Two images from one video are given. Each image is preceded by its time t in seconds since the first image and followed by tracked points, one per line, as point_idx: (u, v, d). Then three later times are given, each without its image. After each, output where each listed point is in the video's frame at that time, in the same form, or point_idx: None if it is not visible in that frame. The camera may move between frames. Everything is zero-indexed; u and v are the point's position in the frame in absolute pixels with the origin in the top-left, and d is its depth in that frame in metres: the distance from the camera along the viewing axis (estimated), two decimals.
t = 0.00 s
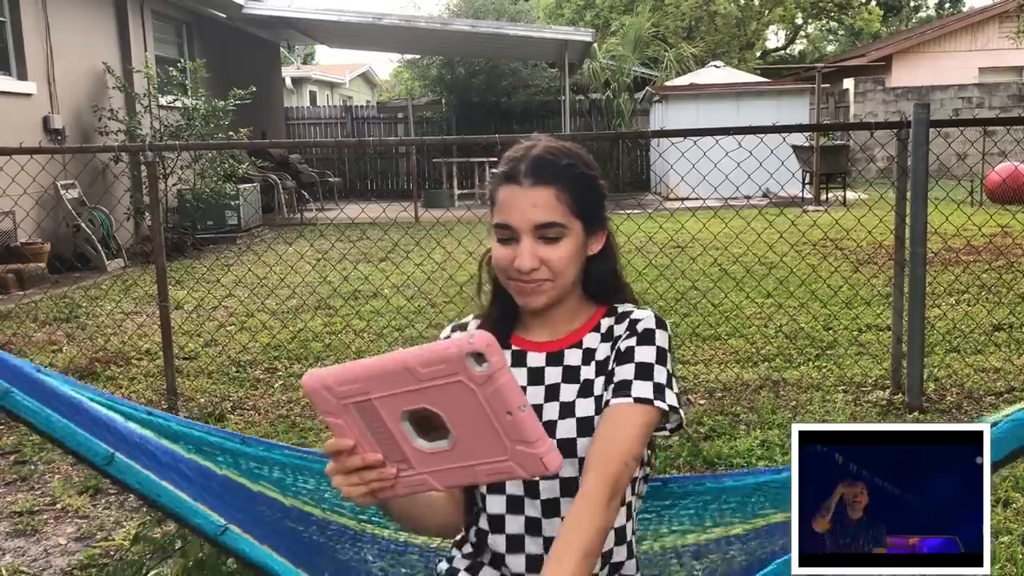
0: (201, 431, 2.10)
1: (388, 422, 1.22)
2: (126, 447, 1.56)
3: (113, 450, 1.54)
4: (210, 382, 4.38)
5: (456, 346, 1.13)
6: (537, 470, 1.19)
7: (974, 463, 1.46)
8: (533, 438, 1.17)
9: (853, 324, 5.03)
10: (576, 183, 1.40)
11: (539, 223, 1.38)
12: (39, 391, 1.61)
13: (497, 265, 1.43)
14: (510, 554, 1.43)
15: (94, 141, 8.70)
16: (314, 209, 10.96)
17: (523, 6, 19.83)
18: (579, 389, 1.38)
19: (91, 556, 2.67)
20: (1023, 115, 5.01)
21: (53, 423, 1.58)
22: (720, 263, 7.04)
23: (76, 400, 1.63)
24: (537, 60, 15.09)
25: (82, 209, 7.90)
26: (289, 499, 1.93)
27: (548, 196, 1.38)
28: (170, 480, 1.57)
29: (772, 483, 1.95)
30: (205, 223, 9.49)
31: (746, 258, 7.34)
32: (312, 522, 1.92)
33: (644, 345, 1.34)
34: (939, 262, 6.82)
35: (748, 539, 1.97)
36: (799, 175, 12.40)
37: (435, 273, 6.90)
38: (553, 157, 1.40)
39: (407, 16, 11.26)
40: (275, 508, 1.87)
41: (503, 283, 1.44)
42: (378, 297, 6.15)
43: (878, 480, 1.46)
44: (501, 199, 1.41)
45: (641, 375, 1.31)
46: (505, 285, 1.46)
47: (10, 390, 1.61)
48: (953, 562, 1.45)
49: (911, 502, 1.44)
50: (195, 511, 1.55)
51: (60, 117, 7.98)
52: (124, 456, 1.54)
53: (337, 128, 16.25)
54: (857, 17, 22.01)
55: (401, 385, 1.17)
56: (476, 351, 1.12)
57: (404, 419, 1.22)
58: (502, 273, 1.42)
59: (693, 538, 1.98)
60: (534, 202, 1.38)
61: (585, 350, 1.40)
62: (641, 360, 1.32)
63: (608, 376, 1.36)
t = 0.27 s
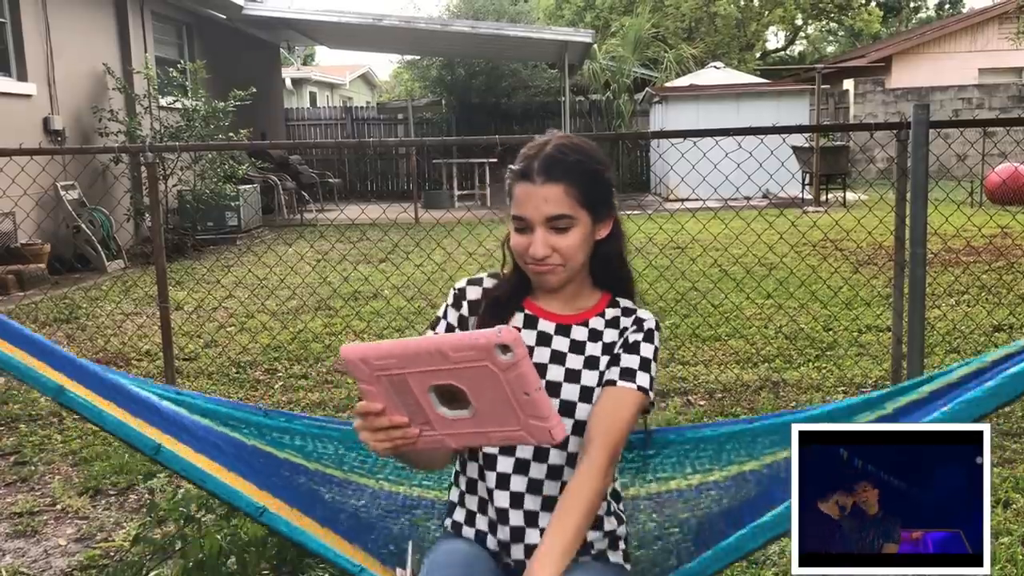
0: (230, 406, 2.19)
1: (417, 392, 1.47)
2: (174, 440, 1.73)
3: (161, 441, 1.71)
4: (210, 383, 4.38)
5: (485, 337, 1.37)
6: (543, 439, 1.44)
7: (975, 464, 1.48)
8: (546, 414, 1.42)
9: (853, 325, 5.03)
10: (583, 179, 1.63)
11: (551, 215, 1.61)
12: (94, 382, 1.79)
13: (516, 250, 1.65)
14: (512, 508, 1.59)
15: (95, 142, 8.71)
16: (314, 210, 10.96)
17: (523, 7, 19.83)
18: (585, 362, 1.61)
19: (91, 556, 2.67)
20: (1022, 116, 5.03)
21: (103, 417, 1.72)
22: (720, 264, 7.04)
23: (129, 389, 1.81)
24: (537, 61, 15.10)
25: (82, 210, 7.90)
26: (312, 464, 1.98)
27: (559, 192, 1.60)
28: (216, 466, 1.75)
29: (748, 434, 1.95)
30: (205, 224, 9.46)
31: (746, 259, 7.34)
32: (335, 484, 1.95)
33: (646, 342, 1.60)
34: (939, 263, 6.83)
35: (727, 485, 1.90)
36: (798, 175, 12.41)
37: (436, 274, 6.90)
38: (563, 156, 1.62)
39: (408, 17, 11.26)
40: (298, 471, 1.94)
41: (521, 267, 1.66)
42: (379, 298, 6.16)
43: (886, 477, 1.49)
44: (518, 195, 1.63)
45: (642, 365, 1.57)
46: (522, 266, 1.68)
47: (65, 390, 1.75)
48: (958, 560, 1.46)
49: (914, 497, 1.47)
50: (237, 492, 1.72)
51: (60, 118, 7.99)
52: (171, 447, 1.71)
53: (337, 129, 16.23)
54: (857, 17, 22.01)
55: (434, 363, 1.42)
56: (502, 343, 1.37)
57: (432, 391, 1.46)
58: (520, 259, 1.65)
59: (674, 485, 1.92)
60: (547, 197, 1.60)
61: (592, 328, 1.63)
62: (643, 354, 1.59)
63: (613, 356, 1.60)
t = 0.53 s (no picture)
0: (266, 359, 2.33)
1: (433, 380, 1.66)
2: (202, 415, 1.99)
3: (194, 417, 1.99)
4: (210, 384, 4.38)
5: (482, 324, 1.56)
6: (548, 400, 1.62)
7: (975, 464, 1.49)
8: (547, 380, 1.60)
9: (852, 326, 5.03)
10: (567, 169, 1.81)
11: (539, 204, 1.79)
12: (131, 359, 2.05)
13: (504, 234, 1.83)
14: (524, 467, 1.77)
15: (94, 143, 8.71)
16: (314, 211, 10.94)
17: (522, 8, 19.83)
18: (567, 322, 1.80)
19: (90, 558, 2.67)
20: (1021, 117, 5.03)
21: (143, 397, 1.99)
22: (720, 265, 7.05)
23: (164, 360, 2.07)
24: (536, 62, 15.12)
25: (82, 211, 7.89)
26: (337, 424, 2.19)
27: (547, 181, 1.79)
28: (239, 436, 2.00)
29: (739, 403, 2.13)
30: (204, 225, 9.42)
31: (746, 260, 7.34)
32: (357, 438, 2.17)
33: (616, 285, 1.76)
34: (939, 264, 6.83)
35: (716, 447, 2.04)
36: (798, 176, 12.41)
37: (435, 275, 6.90)
38: (550, 150, 1.80)
39: (407, 18, 11.26)
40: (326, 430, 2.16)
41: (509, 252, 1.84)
42: (378, 299, 6.16)
43: (888, 471, 1.54)
44: (507, 184, 1.81)
45: (615, 308, 1.73)
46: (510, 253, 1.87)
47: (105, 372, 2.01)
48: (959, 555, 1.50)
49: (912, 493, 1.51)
50: (265, 462, 1.98)
51: (60, 119, 7.99)
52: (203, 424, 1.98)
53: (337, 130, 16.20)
54: (857, 18, 22.02)
55: (444, 354, 1.60)
56: (498, 328, 1.55)
57: (446, 376, 1.65)
58: (507, 243, 1.83)
59: (669, 447, 2.06)
60: (536, 187, 1.79)
61: (569, 292, 1.82)
62: (614, 296, 1.75)
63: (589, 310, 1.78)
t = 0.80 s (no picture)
0: (263, 359, 2.35)
1: (428, 357, 1.65)
2: (209, 411, 1.91)
3: (198, 414, 1.90)
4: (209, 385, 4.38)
5: (485, 304, 1.55)
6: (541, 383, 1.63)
7: (975, 463, 1.50)
8: (541, 361, 1.61)
9: (851, 327, 5.03)
10: (565, 161, 1.82)
11: (537, 193, 1.81)
12: (132, 351, 1.92)
13: (501, 223, 1.84)
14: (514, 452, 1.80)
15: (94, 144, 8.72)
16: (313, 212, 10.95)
17: (522, 9, 19.85)
18: (561, 316, 1.82)
19: (89, 559, 2.66)
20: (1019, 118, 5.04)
21: (146, 395, 1.89)
22: (719, 266, 7.05)
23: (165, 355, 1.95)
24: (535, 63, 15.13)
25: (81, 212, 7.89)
26: (339, 419, 2.18)
27: (545, 171, 1.80)
28: (246, 433, 1.92)
29: (733, 386, 2.12)
30: (205, 226, 9.39)
31: (745, 261, 7.35)
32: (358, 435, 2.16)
33: (618, 295, 1.80)
34: (938, 265, 6.84)
35: (708, 433, 2.06)
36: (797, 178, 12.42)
37: (435, 276, 6.91)
38: (548, 141, 1.81)
39: (407, 19, 11.28)
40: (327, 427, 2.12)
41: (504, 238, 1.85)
42: (377, 300, 6.16)
43: (890, 460, 1.53)
44: (506, 174, 1.82)
45: (617, 317, 1.77)
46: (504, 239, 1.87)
47: (111, 370, 1.90)
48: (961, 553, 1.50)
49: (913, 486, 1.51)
50: (270, 461, 1.91)
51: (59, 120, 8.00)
52: (208, 421, 1.90)
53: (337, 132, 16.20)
54: (855, 20, 22.06)
55: (443, 331, 1.59)
56: (501, 307, 1.55)
57: (441, 353, 1.65)
58: (504, 231, 1.83)
59: (662, 434, 2.10)
60: (535, 176, 1.80)
61: (564, 288, 1.84)
62: (617, 306, 1.78)
63: (588, 310, 1.81)
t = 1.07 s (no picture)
0: (247, 387, 2.35)
1: (427, 387, 1.61)
2: (187, 433, 1.87)
3: (175, 435, 1.85)
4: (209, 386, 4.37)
5: (497, 340, 1.51)
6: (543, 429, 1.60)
7: (975, 463, 1.50)
8: (548, 408, 1.57)
9: (851, 328, 5.03)
10: (555, 173, 1.81)
11: (528, 205, 1.79)
12: (115, 375, 1.92)
13: (490, 236, 1.82)
14: (502, 482, 1.77)
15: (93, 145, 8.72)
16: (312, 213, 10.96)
17: (521, 11, 19.86)
18: (555, 341, 1.79)
19: (88, 560, 2.66)
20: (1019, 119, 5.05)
21: (121, 414, 1.86)
22: (718, 267, 7.05)
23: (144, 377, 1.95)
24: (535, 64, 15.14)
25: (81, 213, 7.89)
26: (324, 447, 2.17)
27: (534, 183, 1.79)
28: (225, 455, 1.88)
29: (732, 411, 2.17)
30: (204, 227, 9.38)
31: (744, 262, 7.35)
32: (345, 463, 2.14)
33: (616, 322, 1.79)
34: (937, 266, 6.84)
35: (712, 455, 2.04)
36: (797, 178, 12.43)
37: (434, 277, 6.91)
38: (538, 153, 1.81)
39: (407, 20, 11.28)
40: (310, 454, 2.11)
41: (492, 253, 1.82)
42: (377, 301, 6.16)
43: (897, 449, 1.55)
44: (495, 185, 1.80)
45: (616, 345, 1.77)
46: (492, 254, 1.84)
47: (85, 387, 1.88)
48: (961, 550, 1.51)
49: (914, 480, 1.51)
50: (247, 485, 1.86)
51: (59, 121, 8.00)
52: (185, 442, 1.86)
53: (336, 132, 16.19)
54: (854, 21, 22.07)
55: (448, 362, 1.55)
56: (514, 347, 1.51)
57: (441, 386, 1.60)
58: (493, 246, 1.81)
59: (664, 456, 2.11)
60: (525, 187, 1.78)
61: (556, 310, 1.81)
62: (615, 334, 1.78)
63: (583, 336, 1.79)
